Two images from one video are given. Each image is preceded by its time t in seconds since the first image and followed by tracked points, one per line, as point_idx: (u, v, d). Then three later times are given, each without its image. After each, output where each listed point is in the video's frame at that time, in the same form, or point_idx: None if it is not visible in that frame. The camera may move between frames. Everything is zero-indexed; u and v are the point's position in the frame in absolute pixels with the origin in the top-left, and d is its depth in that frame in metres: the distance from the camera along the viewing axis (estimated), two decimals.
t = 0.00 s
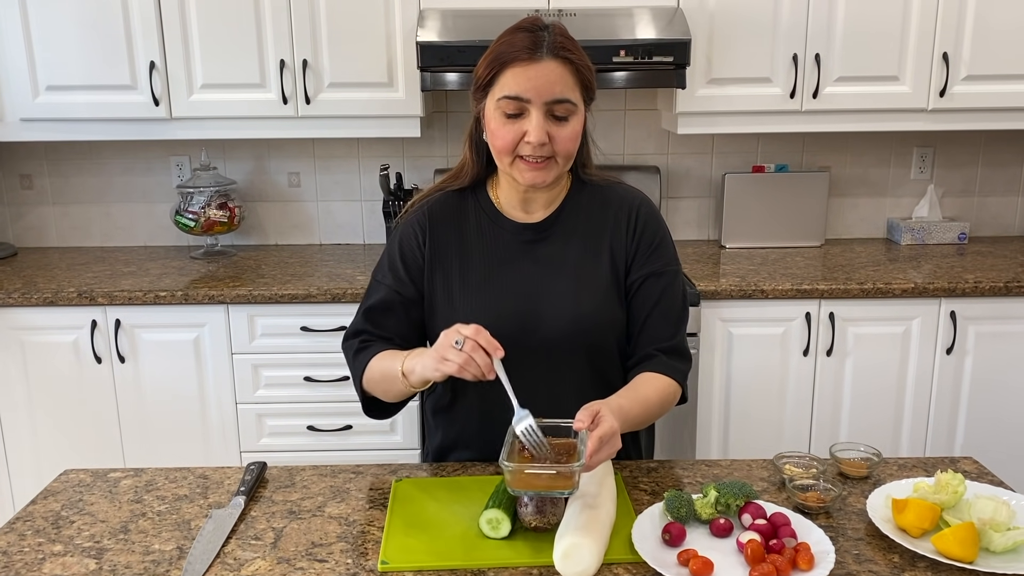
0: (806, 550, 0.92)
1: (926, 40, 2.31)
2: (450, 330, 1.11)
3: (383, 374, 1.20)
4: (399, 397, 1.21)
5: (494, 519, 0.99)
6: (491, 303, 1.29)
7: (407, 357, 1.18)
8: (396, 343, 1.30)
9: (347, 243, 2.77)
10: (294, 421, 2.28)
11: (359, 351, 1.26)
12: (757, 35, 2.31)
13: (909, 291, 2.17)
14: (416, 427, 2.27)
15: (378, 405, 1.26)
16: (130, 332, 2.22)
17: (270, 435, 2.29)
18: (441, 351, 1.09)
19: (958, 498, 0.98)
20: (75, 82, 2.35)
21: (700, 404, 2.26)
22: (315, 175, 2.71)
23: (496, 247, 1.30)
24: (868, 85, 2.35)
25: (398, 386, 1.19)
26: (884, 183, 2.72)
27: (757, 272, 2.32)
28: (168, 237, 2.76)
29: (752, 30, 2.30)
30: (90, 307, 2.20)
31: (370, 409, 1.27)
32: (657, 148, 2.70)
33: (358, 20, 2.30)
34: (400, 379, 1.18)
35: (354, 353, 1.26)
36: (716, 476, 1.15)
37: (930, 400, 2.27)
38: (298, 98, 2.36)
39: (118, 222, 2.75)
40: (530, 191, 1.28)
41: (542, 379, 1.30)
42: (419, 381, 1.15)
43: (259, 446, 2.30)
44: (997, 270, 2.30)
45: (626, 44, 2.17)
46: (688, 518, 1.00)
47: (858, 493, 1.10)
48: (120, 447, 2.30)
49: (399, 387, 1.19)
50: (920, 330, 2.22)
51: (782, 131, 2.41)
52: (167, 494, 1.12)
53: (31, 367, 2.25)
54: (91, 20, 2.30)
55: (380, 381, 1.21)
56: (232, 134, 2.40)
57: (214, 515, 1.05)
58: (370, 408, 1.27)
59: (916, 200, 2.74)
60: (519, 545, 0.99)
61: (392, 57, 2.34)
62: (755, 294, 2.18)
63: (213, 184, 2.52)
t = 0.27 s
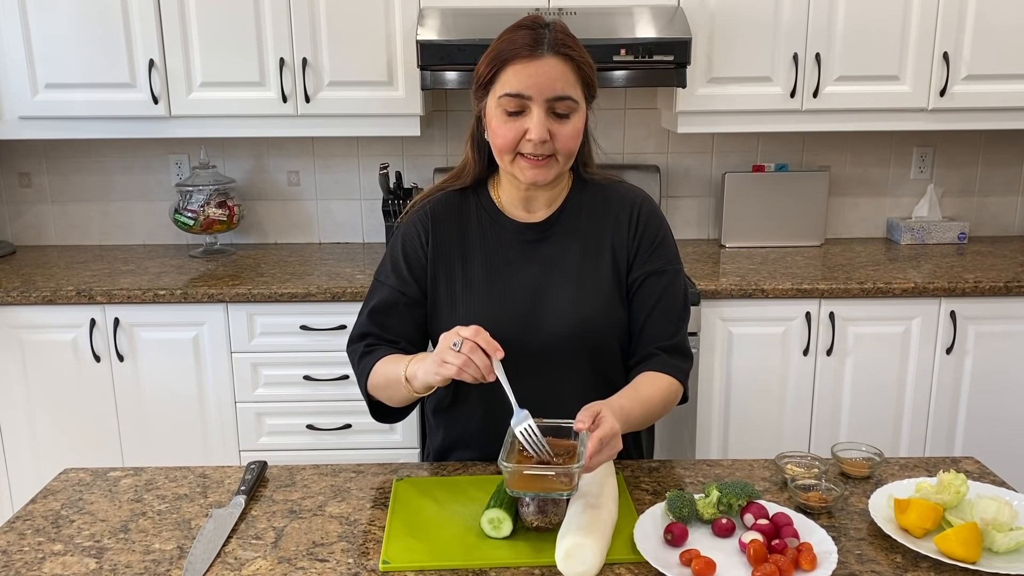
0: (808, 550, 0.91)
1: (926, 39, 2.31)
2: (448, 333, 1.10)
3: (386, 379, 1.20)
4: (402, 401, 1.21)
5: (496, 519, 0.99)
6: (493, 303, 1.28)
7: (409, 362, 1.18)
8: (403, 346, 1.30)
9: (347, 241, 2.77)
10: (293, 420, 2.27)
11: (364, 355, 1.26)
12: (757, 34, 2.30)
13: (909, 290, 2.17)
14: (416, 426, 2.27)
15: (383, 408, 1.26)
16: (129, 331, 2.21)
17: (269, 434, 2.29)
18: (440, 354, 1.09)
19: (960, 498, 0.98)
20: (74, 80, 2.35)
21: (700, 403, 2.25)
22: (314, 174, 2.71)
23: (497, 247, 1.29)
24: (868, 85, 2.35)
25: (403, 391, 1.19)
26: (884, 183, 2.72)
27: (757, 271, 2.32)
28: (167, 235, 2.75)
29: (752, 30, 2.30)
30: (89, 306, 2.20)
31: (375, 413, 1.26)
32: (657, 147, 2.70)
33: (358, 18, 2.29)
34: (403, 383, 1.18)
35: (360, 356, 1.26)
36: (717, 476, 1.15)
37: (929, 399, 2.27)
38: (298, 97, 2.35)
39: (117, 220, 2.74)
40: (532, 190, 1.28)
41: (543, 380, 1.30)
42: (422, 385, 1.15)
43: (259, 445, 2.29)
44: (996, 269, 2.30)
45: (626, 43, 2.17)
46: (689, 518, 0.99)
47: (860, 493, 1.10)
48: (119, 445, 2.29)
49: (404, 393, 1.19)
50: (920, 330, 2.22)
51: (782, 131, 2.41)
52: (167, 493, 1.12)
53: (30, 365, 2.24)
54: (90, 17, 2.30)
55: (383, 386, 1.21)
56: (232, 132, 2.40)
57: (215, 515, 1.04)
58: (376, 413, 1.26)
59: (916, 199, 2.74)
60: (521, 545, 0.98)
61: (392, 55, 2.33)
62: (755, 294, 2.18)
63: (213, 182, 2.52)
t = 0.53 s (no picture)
0: (809, 551, 0.91)
1: (926, 40, 2.31)
2: (453, 333, 1.10)
3: (381, 376, 1.20)
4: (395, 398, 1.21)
5: (496, 519, 0.99)
6: (494, 301, 1.29)
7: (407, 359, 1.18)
8: (400, 341, 1.29)
9: (347, 241, 2.77)
10: (293, 420, 2.27)
11: (361, 350, 1.25)
12: (757, 35, 2.30)
13: (909, 290, 2.18)
14: (416, 426, 2.27)
15: (377, 405, 1.25)
16: (129, 329, 2.21)
17: (269, 433, 2.29)
18: (444, 353, 1.08)
19: (960, 499, 0.98)
20: (74, 79, 2.35)
21: (699, 403, 2.26)
22: (314, 173, 2.71)
23: (498, 245, 1.29)
24: (868, 85, 2.35)
25: (398, 389, 1.19)
26: (884, 183, 2.72)
27: (757, 271, 2.32)
28: (167, 234, 2.75)
29: (752, 30, 2.30)
30: (89, 305, 2.20)
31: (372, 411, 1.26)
32: (657, 147, 2.70)
33: (358, 18, 2.29)
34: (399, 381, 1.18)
35: (357, 350, 1.26)
36: (717, 476, 1.15)
37: (929, 399, 2.27)
38: (298, 96, 2.35)
39: (116, 219, 2.74)
40: (533, 189, 1.27)
41: (543, 378, 1.30)
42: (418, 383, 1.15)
43: (258, 444, 2.29)
44: (996, 270, 2.30)
45: (626, 43, 2.17)
46: (690, 519, 1.00)
47: (860, 494, 1.10)
48: (118, 444, 2.29)
49: (399, 391, 1.19)
50: (919, 330, 2.22)
51: (783, 131, 2.41)
52: (168, 492, 1.12)
53: (29, 364, 2.24)
54: (90, 16, 2.29)
55: (379, 382, 1.20)
56: (232, 131, 2.40)
57: (215, 514, 1.04)
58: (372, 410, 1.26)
59: (916, 200, 2.74)
60: (521, 545, 0.98)
61: (392, 54, 2.33)
62: (755, 294, 2.18)
63: (213, 181, 2.52)
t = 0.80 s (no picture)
0: (806, 550, 0.92)
1: (926, 39, 2.31)
2: (439, 314, 1.10)
3: (371, 365, 1.20)
4: (385, 386, 1.21)
5: (494, 517, 0.99)
6: (492, 298, 1.29)
7: (391, 345, 1.18)
8: (392, 335, 1.29)
9: (346, 239, 2.77)
10: (292, 417, 2.27)
11: (354, 341, 1.25)
12: (757, 33, 2.30)
13: (908, 290, 2.17)
14: (415, 424, 2.27)
15: (373, 402, 1.26)
16: (128, 327, 2.21)
17: (268, 431, 2.29)
18: (430, 334, 1.09)
19: (959, 498, 0.98)
20: (73, 76, 2.34)
21: (698, 402, 2.26)
22: (314, 171, 2.71)
23: (497, 242, 1.29)
24: (868, 84, 2.35)
25: (387, 375, 1.19)
26: (884, 182, 2.72)
27: (757, 270, 2.32)
28: (166, 232, 2.75)
29: (752, 29, 2.30)
30: (88, 302, 2.20)
31: (369, 406, 1.27)
32: (657, 146, 2.70)
33: (358, 16, 2.29)
34: (387, 368, 1.18)
35: (349, 343, 1.25)
36: (715, 475, 1.15)
37: (927, 399, 2.27)
38: (297, 93, 2.35)
39: (116, 217, 2.74)
40: (533, 186, 1.27)
41: (541, 376, 1.30)
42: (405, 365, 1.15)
43: (258, 442, 2.29)
44: (996, 269, 2.30)
45: (626, 41, 2.17)
46: (688, 517, 1.00)
47: (858, 493, 1.10)
48: (117, 441, 2.29)
49: (389, 378, 1.19)
50: (919, 329, 2.22)
51: (783, 129, 2.40)
52: (166, 490, 1.12)
53: (28, 361, 2.24)
54: (89, 13, 2.29)
55: (370, 373, 1.20)
56: (231, 129, 2.40)
57: (213, 511, 1.04)
58: (369, 406, 1.26)
59: (915, 199, 2.74)
60: (519, 543, 0.98)
61: (392, 52, 2.33)
62: (754, 293, 2.18)
63: (212, 179, 2.51)
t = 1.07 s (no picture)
0: (800, 546, 0.92)
1: (925, 38, 2.31)
2: (454, 336, 1.10)
3: (374, 372, 1.20)
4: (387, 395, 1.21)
5: (489, 513, 1.00)
6: (489, 296, 1.29)
7: (398, 358, 1.18)
8: (398, 333, 1.28)
9: (346, 236, 2.77)
10: (291, 414, 2.28)
11: (358, 341, 1.25)
12: (756, 32, 2.30)
13: (906, 288, 2.18)
14: (414, 421, 2.28)
15: (371, 399, 1.25)
16: (128, 324, 2.22)
17: (267, 428, 2.29)
18: (442, 356, 1.09)
19: (952, 495, 0.98)
20: (73, 74, 2.35)
21: (696, 400, 2.26)
22: (313, 169, 2.71)
23: (494, 240, 1.30)
24: (867, 83, 2.35)
25: (390, 386, 1.19)
26: (883, 180, 2.72)
27: (755, 268, 2.33)
28: (166, 229, 2.76)
29: (751, 28, 2.30)
30: (88, 300, 2.20)
31: (365, 404, 1.25)
32: (656, 144, 2.70)
33: (357, 14, 2.30)
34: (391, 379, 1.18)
35: (354, 341, 1.25)
36: (710, 472, 1.16)
37: (925, 397, 2.28)
38: (297, 91, 2.35)
39: (115, 214, 2.74)
40: (529, 184, 1.28)
41: (537, 373, 1.31)
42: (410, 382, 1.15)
43: (257, 439, 2.30)
44: (994, 268, 2.30)
45: (625, 39, 2.17)
46: (682, 513, 1.00)
47: (852, 490, 1.10)
48: (117, 438, 2.30)
49: (392, 389, 1.19)
50: (916, 328, 2.22)
51: (781, 128, 2.41)
52: (164, 486, 1.12)
53: (28, 358, 2.25)
54: (90, 11, 2.30)
55: (371, 379, 1.20)
56: (231, 126, 2.40)
57: (210, 507, 1.05)
58: (365, 403, 1.25)
59: (914, 197, 2.74)
60: (514, 539, 0.99)
61: (391, 50, 2.33)
62: (752, 291, 2.18)
63: (212, 176, 2.52)
